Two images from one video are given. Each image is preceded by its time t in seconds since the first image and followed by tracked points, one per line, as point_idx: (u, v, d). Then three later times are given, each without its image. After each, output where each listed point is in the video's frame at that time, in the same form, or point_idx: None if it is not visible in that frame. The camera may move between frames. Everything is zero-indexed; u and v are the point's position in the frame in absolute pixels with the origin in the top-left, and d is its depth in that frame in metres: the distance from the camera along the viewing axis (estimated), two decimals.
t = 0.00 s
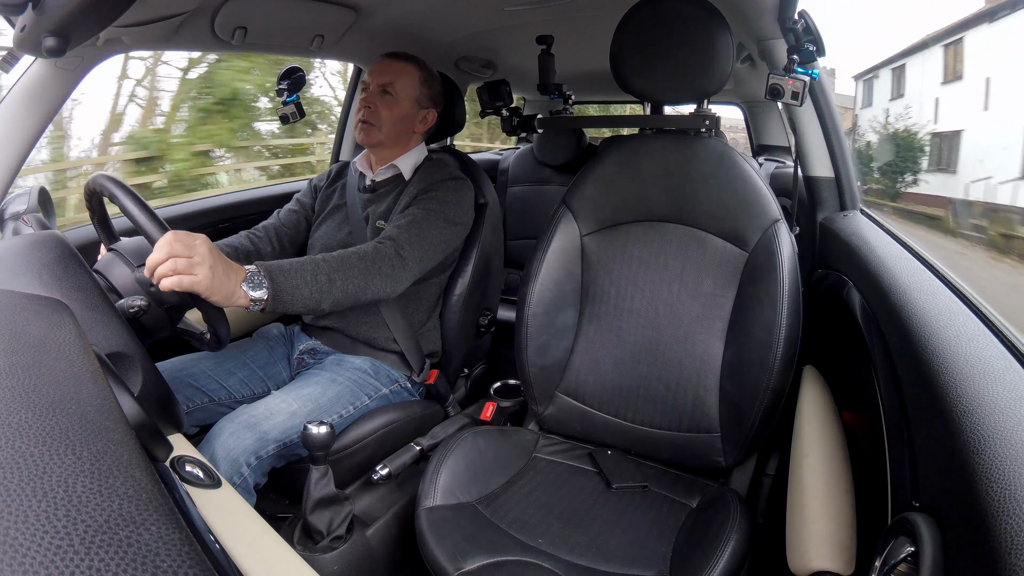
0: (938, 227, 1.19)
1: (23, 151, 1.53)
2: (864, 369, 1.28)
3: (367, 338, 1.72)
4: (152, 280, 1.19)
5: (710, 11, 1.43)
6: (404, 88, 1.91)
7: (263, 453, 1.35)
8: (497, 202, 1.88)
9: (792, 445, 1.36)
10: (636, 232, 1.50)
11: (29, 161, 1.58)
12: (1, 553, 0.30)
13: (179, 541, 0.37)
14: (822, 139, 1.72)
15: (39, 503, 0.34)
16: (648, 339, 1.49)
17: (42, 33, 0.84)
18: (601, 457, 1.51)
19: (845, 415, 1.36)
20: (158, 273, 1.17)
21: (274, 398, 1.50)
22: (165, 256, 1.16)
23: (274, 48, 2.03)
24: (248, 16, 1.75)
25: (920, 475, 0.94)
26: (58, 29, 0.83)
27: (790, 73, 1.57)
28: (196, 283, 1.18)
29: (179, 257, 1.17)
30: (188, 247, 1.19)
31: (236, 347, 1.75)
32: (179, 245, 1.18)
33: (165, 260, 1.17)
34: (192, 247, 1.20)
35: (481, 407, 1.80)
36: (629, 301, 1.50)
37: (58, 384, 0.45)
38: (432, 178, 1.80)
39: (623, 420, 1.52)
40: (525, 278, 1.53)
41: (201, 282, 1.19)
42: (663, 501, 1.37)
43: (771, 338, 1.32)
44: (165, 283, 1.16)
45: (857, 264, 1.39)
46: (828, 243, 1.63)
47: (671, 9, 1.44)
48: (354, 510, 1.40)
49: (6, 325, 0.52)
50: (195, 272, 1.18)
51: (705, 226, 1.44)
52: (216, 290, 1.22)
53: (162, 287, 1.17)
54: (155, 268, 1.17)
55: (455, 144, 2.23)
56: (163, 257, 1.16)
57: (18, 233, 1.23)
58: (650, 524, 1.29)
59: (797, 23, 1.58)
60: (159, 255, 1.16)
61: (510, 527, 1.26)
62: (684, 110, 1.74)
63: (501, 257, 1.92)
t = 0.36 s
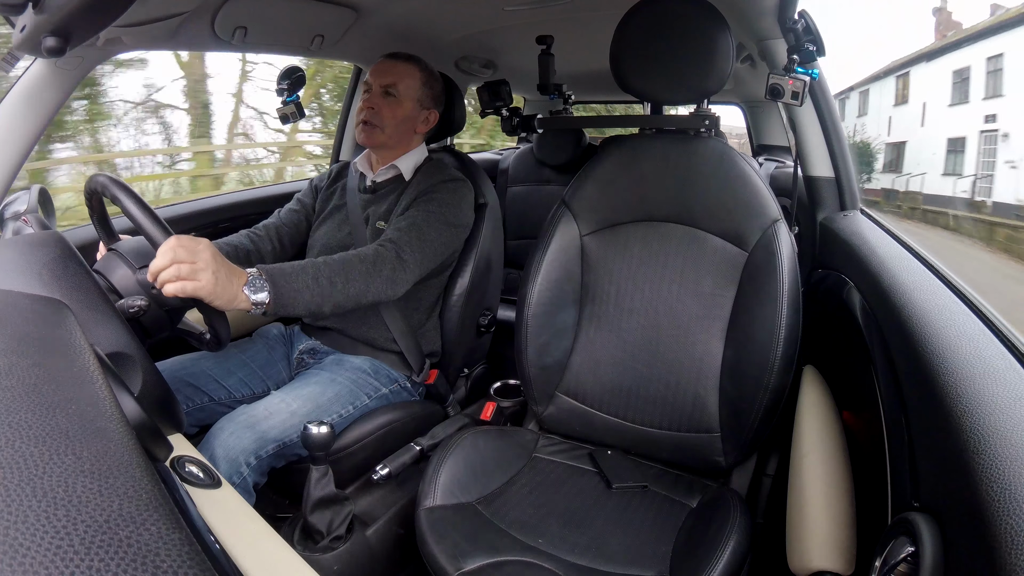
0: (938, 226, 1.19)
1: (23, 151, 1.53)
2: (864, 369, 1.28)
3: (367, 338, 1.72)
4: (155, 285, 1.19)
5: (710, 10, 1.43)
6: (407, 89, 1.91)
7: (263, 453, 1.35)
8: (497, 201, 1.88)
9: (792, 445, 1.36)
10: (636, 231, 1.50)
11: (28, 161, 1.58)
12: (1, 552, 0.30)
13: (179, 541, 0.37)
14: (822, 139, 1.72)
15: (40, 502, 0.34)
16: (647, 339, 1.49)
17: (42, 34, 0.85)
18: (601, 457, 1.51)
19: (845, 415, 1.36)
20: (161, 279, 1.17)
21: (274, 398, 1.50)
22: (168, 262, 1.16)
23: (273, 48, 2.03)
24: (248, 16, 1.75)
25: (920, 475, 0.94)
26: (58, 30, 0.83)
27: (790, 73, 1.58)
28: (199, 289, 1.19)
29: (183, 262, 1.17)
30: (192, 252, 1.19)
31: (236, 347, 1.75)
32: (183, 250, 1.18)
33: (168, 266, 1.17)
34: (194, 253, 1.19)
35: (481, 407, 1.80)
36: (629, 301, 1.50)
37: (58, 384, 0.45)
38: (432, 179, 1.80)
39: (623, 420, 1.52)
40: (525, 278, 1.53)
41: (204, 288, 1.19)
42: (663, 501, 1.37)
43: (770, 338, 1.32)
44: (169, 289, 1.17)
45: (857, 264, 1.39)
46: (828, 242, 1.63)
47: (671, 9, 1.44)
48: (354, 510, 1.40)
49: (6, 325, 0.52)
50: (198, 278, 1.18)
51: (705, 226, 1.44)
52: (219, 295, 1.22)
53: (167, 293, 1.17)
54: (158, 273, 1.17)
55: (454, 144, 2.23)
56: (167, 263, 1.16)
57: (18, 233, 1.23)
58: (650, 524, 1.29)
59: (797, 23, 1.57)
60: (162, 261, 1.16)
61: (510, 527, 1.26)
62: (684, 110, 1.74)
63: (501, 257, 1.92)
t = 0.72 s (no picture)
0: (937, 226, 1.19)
1: (23, 152, 1.53)
2: (863, 369, 1.28)
3: (367, 338, 1.72)
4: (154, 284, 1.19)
5: (710, 10, 1.43)
6: (401, 89, 1.91)
7: (263, 453, 1.35)
8: (497, 201, 1.88)
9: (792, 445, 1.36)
10: (635, 232, 1.50)
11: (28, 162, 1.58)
12: (1, 552, 0.30)
13: (179, 541, 0.37)
14: (822, 139, 1.72)
15: (39, 503, 0.34)
16: (648, 339, 1.49)
17: (42, 34, 0.85)
18: (601, 457, 1.51)
19: (845, 415, 1.36)
20: (159, 278, 1.17)
21: (274, 398, 1.50)
22: (167, 261, 1.17)
23: (273, 48, 2.03)
24: (248, 16, 1.75)
25: (919, 475, 0.94)
26: (58, 30, 0.83)
27: (790, 73, 1.58)
28: (198, 287, 1.19)
29: (181, 261, 1.18)
30: (190, 251, 1.19)
31: (235, 347, 1.75)
32: (181, 249, 1.18)
33: (167, 265, 1.17)
34: (194, 252, 1.19)
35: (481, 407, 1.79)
36: (629, 301, 1.50)
37: (58, 384, 0.45)
38: (431, 179, 1.80)
39: (623, 420, 1.52)
40: (525, 278, 1.53)
41: (203, 286, 1.19)
42: (663, 501, 1.37)
43: (770, 338, 1.32)
44: (167, 288, 1.17)
45: (857, 263, 1.39)
46: (828, 242, 1.63)
47: (671, 9, 1.44)
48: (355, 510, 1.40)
49: (6, 325, 0.52)
50: (197, 277, 1.19)
51: (704, 226, 1.44)
52: (218, 294, 1.22)
53: (165, 292, 1.17)
54: (158, 273, 1.17)
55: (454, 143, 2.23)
56: (165, 262, 1.17)
57: (18, 233, 1.23)
58: (651, 524, 1.29)
59: (797, 23, 1.57)
60: (161, 261, 1.16)
61: (510, 527, 1.26)
62: (684, 110, 1.74)
63: (501, 257, 1.92)
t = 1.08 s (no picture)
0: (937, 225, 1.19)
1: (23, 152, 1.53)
2: (864, 369, 1.28)
3: (367, 338, 1.72)
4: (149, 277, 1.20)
5: (710, 10, 1.43)
6: (401, 88, 1.91)
7: (262, 453, 1.35)
8: (497, 202, 1.87)
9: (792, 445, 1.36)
10: (636, 232, 1.50)
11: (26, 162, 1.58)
12: (0, 552, 0.30)
13: (179, 541, 0.37)
14: (822, 139, 1.72)
15: (39, 503, 0.34)
16: (648, 339, 1.49)
17: (41, 34, 0.85)
18: (601, 457, 1.51)
19: (845, 415, 1.36)
20: (153, 269, 1.17)
21: (275, 398, 1.50)
22: (160, 252, 1.17)
23: (273, 48, 2.03)
24: (248, 16, 1.75)
25: (919, 474, 0.94)
26: (57, 29, 0.83)
27: (790, 73, 1.58)
28: (191, 278, 1.19)
29: (173, 252, 1.18)
30: (183, 243, 1.20)
31: (236, 347, 1.75)
32: (174, 241, 1.18)
33: (160, 256, 1.17)
34: (187, 243, 1.20)
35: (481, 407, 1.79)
36: (629, 301, 1.50)
37: (58, 384, 0.45)
38: (431, 179, 1.80)
39: (623, 420, 1.52)
40: (525, 278, 1.53)
41: (197, 277, 1.19)
42: (663, 501, 1.37)
43: (771, 339, 1.32)
44: (160, 280, 1.17)
45: (857, 264, 1.39)
46: (828, 243, 1.63)
47: (671, 9, 1.44)
48: (355, 510, 1.40)
49: (6, 325, 0.52)
50: (190, 268, 1.19)
51: (704, 226, 1.44)
52: (213, 286, 1.22)
53: (157, 284, 1.17)
54: (151, 265, 1.18)
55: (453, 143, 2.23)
56: (158, 253, 1.17)
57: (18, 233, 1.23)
58: (650, 525, 1.29)
59: (797, 23, 1.57)
60: (154, 251, 1.16)
61: (510, 527, 1.26)
62: (684, 110, 1.74)
63: (501, 257, 1.92)
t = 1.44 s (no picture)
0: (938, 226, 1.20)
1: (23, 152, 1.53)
2: (864, 369, 1.28)
3: (367, 338, 1.72)
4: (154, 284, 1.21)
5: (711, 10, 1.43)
6: (404, 89, 1.91)
7: (262, 453, 1.35)
8: (497, 202, 1.87)
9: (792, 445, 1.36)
10: (636, 232, 1.50)
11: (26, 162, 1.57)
12: (1, 552, 0.30)
13: (179, 541, 0.37)
14: (822, 139, 1.72)
15: (40, 503, 0.34)
16: (647, 339, 1.49)
17: (41, 34, 0.85)
18: (601, 457, 1.51)
19: (845, 415, 1.36)
20: (160, 280, 1.19)
21: (274, 398, 1.50)
22: (168, 264, 1.18)
23: (273, 48, 2.03)
24: (247, 16, 1.75)
25: (920, 475, 0.94)
26: (57, 29, 0.83)
27: (790, 73, 1.58)
28: (198, 291, 1.21)
29: (182, 264, 1.19)
30: (191, 254, 1.21)
31: (238, 347, 1.75)
32: (182, 252, 1.19)
33: (167, 267, 1.18)
34: (194, 254, 1.21)
35: (481, 407, 1.79)
36: (628, 301, 1.50)
37: (58, 384, 0.45)
38: (431, 180, 1.80)
39: (623, 420, 1.52)
40: (524, 278, 1.53)
41: (203, 289, 1.21)
42: (663, 501, 1.37)
43: (771, 339, 1.32)
44: (168, 291, 1.19)
45: (857, 264, 1.39)
46: (828, 243, 1.63)
47: (671, 9, 1.43)
48: (355, 510, 1.40)
49: (7, 324, 0.52)
50: (197, 279, 1.21)
51: (704, 226, 1.44)
52: (219, 297, 1.25)
53: (165, 294, 1.19)
54: (158, 274, 1.19)
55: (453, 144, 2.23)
56: (166, 264, 1.18)
57: (18, 233, 1.23)
58: (650, 525, 1.29)
59: (797, 23, 1.57)
60: (161, 263, 1.17)
61: (510, 527, 1.26)
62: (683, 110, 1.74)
63: (501, 256, 1.91)
